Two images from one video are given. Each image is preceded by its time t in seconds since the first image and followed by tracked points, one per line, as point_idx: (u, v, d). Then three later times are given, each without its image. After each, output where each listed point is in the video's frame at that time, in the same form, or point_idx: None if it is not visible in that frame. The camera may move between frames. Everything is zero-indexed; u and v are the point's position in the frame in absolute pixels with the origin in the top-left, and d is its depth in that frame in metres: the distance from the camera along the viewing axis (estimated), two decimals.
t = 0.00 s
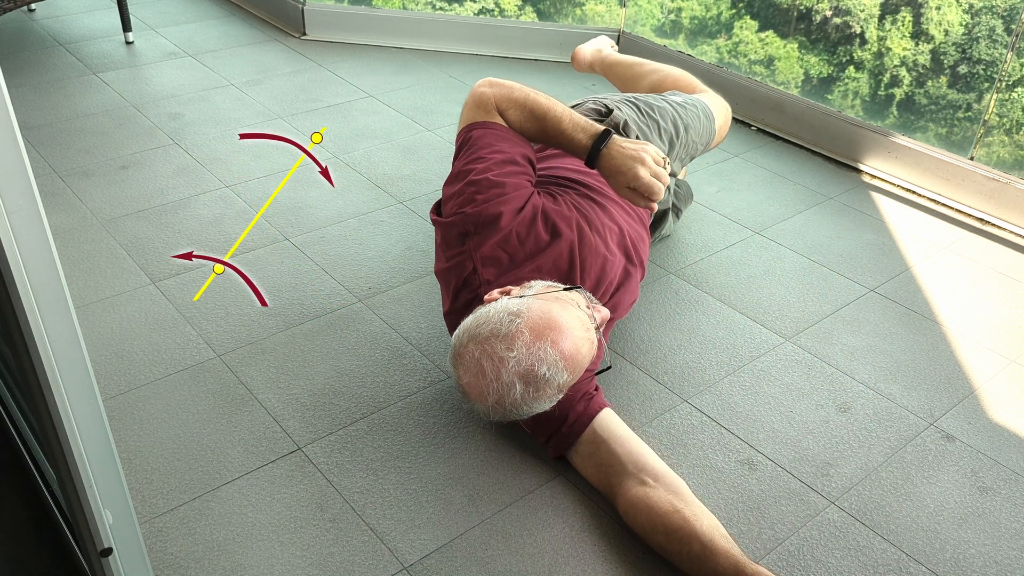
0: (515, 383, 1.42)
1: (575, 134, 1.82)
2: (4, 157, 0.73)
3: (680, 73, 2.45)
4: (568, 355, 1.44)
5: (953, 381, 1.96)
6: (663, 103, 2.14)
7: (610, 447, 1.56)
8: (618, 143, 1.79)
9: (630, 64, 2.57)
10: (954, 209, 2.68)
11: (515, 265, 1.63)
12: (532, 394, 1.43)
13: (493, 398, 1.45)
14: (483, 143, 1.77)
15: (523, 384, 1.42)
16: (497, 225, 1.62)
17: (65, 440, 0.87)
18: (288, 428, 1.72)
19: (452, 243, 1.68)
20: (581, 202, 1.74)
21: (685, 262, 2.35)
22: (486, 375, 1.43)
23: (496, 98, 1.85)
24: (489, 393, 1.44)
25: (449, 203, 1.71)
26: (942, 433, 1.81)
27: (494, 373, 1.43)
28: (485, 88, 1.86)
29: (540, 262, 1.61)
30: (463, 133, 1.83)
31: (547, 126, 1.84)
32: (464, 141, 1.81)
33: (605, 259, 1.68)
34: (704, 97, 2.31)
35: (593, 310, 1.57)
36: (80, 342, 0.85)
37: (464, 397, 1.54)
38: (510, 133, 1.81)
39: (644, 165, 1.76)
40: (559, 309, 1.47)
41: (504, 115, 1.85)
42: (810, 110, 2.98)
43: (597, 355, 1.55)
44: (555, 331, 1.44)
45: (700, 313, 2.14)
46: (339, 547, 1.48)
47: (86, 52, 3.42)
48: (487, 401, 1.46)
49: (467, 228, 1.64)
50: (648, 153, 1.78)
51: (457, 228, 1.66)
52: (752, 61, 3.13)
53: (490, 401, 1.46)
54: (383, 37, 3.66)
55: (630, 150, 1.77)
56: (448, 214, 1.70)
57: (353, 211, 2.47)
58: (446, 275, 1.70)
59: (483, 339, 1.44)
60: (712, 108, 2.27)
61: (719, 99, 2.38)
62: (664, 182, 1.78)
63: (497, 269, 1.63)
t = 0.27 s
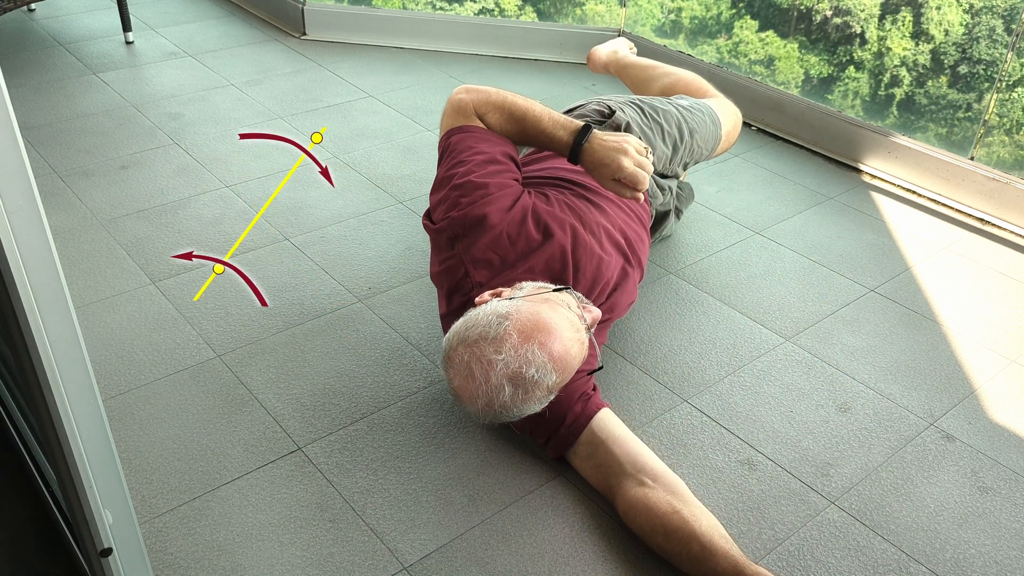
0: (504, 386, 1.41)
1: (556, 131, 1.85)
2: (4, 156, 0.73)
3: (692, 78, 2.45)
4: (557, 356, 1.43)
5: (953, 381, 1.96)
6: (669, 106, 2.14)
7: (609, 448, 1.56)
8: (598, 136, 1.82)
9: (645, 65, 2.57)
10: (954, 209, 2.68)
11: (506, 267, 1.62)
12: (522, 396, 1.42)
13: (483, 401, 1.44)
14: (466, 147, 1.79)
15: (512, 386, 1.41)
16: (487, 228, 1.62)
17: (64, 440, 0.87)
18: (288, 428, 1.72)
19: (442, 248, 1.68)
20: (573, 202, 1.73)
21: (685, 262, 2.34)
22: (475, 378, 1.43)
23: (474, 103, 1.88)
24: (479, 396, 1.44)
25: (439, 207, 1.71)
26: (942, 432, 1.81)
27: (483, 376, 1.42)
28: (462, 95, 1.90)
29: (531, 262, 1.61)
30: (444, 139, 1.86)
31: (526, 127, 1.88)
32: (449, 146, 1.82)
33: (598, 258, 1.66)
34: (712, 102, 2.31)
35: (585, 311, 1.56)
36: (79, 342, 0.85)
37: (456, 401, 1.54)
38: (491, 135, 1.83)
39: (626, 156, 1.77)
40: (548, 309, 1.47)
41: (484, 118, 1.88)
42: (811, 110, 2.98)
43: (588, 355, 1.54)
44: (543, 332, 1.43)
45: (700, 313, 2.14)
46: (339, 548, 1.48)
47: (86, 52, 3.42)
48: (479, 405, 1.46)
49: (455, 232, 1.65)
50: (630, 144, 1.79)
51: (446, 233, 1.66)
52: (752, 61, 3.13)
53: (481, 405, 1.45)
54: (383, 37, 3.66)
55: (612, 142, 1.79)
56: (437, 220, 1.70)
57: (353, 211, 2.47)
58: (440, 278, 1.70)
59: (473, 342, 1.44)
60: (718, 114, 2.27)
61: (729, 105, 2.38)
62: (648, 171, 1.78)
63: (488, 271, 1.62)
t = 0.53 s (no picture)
0: (491, 391, 1.41)
1: (535, 130, 1.86)
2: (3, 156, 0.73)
3: (698, 80, 2.45)
4: (543, 360, 1.43)
5: (953, 381, 1.96)
6: (672, 108, 2.14)
7: (608, 449, 1.56)
8: (576, 131, 1.82)
9: (654, 66, 2.57)
10: (954, 209, 2.68)
11: (497, 269, 1.60)
12: (509, 400, 1.42)
13: (471, 406, 1.44)
14: (452, 152, 1.79)
15: (499, 391, 1.41)
16: (475, 232, 1.62)
17: (65, 439, 0.87)
18: (288, 428, 1.72)
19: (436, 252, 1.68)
20: (566, 202, 1.73)
21: (685, 262, 2.34)
22: (462, 384, 1.43)
23: (451, 111, 1.88)
24: (467, 401, 1.44)
25: (429, 212, 1.71)
26: (942, 433, 1.81)
27: (470, 381, 1.42)
28: (437, 105, 1.90)
29: (524, 265, 1.59)
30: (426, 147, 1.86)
31: (506, 130, 1.89)
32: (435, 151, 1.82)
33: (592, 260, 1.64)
34: (716, 105, 2.31)
35: (575, 313, 1.55)
36: (79, 341, 0.85)
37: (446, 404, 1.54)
38: (473, 140, 1.84)
39: (607, 147, 1.77)
40: (535, 313, 1.46)
41: (462, 124, 1.88)
42: (811, 110, 2.98)
43: (577, 358, 1.53)
44: (528, 337, 1.43)
45: (700, 313, 2.14)
46: (340, 548, 1.48)
47: (86, 52, 3.42)
48: (467, 410, 1.46)
49: (446, 236, 1.65)
50: (610, 136, 1.80)
51: (438, 237, 1.67)
52: (752, 61, 3.13)
53: (470, 410, 1.45)
54: (383, 37, 3.66)
55: (591, 136, 1.80)
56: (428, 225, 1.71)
57: (353, 211, 2.47)
58: (435, 280, 1.69)
59: (460, 346, 1.44)
60: (722, 117, 2.27)
61: (735, 108, 2.38)
62: (630, 161, 1.79)
63: (481, 274, 1.61)
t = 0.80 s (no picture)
0: (483, 394, 1.40)
1: (523, 131, 1.90)
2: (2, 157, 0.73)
3: (702, 84, 2.45)
4: (534, 364, 1.41)
5: (953, 381, 1.96)
6: (676, 111, 2.14)
7: (607, 450, 1.56)
8: (564, 131, 1.86)
9: (658, 70, 2.57)
10: (954, 209, 2.68)
11: (493, 271, 1.60)
12: (500, 404, 1.41)
13: (464, 410, 1.43)
14: (446, 155, 1.79)
15: (491, 394, 1.40)
16: (469, 235, 1.61)
17: (65, 439, 0.87)
18: (288, 428, 1.72)
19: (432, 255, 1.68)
20: (562, 203, 1.71)
21: (685, 262, 2.35)
22: (454, 387, 1.42)
23: (439, 116, 1.90)
24: (460, 405, 1.43)
25: (424, 215, 1.71)
26: (942, 433, 1.81)
27: (462, 385, 1.41)
28: (424, 111, 1.93)
29: (520, 266, 1.58)
30: (416, 152, 1.88)
31: (493, 134, 1.92)
32: (429, 154, 1.82)
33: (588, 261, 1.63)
34: (718, 110, 2.31)
35: (569, 315, 1.53)
36: (79, 341, 0.85)
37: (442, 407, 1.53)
38: (462, 143, 1.86)
39: (596, 145, 1.80)
40: (527, 317, 1.45)
41: (450, 128, 1.90)
42: (811, 110, 2.98)
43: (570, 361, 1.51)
44: (520, 340, 1.41)
45: (700, 313, 2.14)
46: (340, 548, 1.48)
47: (87, 52, 3.42)
48: (461, 413, 1.45)
49: (441, 239, 1.65)
50: (598, 134, 1.82)
51: (433, 240, 1.67)
52: (752, 61, 3.13)
53: (463, 413, 1.44)
54: (383, 37, 3.66)
55: (580, 136, 1.82)
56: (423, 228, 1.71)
57: (353, 211, 2.47)
58: (433, 282, 1.69)
59: (452, 350, 1.43)
60: (726, 122, 2.27)
61: (738, 113, 2.39)
62: (620, 158, 1.82)
63: (476, 276, 1.60)
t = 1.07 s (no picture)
0: (475, 396, 1.39)
1: (512, 132, 1.91)
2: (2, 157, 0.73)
3: (708, 86, 2.45)
4: (526, 365, 1.40)
5: (954, 381, 1.96)
6: (680, 114, 2.15)
7: (607, 451, 1.56)
8: (553, 129, 1.87)
9: (665, 72, 2.57)
10: (954, 209, 2.68)
11: (488, 273, 1.59)
12: (493, 405, 1.40)
13: (457, 412, 1.43)
14: (440, 159, 1.80)
15: (484, 396, 1.39)
16: (463, 238, 1.61)
17: (65, 440, 0.87)
18: (288, 428, 1.72)
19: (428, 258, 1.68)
20: (558, 203, 1.71)
21: (685, 262, 2.34)
22: (447, 389, 1.42)
23: (428, 120, 1.91)
24: (453, 407, 1.42)
25: (419, 219, 1.71)
26: (942, 433, 1.81)
27: (455, 386, 1.41)
28: (413, 117, 1.94)
29: (516, 268, 1.57)
30: (407, 158, 1.88)
31: (483, 136, 1.93)
32: (423, 159, 1.82)
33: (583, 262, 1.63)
34: (723, 113, 2.31)
35: (563, 316, 1.52)
36: (79, 341, 0.85)
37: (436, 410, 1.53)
38: (452, 146, 1.87)
39: (587, 140, 1.81)
40: (520, 318, 1.44)
41: (439, 132, 1.90)
42: (812, 110, 2.98)
43: (563, 361, 1.51)
44: (512, 341, 1.41)
45: (700, 313, 2.14)
46: (340, 548, 1.48)
47: (86, 52, 3.42)
48: (454, 416, 1.44)
49: (435, 242, 1.65)
50: (588, 130, 1.84)
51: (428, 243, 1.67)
52: (752, 61, 3.13)
53: (457, 416, 1.44)
54: (383, 36, 3.66)
55: (570, 133, 1.83)
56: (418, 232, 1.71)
57: (352, 211, 2.47)
58: (430, 285, 1.69)
59: (446, 351, 1.43)
60: (730, 126, 2.28)
61: (743, 116, 2.39)
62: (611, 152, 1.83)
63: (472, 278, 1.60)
